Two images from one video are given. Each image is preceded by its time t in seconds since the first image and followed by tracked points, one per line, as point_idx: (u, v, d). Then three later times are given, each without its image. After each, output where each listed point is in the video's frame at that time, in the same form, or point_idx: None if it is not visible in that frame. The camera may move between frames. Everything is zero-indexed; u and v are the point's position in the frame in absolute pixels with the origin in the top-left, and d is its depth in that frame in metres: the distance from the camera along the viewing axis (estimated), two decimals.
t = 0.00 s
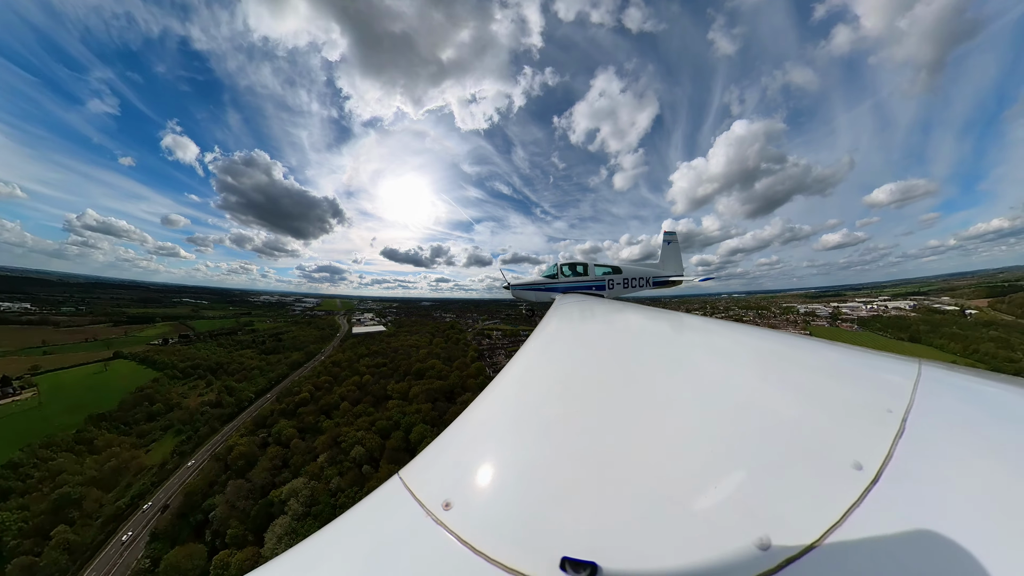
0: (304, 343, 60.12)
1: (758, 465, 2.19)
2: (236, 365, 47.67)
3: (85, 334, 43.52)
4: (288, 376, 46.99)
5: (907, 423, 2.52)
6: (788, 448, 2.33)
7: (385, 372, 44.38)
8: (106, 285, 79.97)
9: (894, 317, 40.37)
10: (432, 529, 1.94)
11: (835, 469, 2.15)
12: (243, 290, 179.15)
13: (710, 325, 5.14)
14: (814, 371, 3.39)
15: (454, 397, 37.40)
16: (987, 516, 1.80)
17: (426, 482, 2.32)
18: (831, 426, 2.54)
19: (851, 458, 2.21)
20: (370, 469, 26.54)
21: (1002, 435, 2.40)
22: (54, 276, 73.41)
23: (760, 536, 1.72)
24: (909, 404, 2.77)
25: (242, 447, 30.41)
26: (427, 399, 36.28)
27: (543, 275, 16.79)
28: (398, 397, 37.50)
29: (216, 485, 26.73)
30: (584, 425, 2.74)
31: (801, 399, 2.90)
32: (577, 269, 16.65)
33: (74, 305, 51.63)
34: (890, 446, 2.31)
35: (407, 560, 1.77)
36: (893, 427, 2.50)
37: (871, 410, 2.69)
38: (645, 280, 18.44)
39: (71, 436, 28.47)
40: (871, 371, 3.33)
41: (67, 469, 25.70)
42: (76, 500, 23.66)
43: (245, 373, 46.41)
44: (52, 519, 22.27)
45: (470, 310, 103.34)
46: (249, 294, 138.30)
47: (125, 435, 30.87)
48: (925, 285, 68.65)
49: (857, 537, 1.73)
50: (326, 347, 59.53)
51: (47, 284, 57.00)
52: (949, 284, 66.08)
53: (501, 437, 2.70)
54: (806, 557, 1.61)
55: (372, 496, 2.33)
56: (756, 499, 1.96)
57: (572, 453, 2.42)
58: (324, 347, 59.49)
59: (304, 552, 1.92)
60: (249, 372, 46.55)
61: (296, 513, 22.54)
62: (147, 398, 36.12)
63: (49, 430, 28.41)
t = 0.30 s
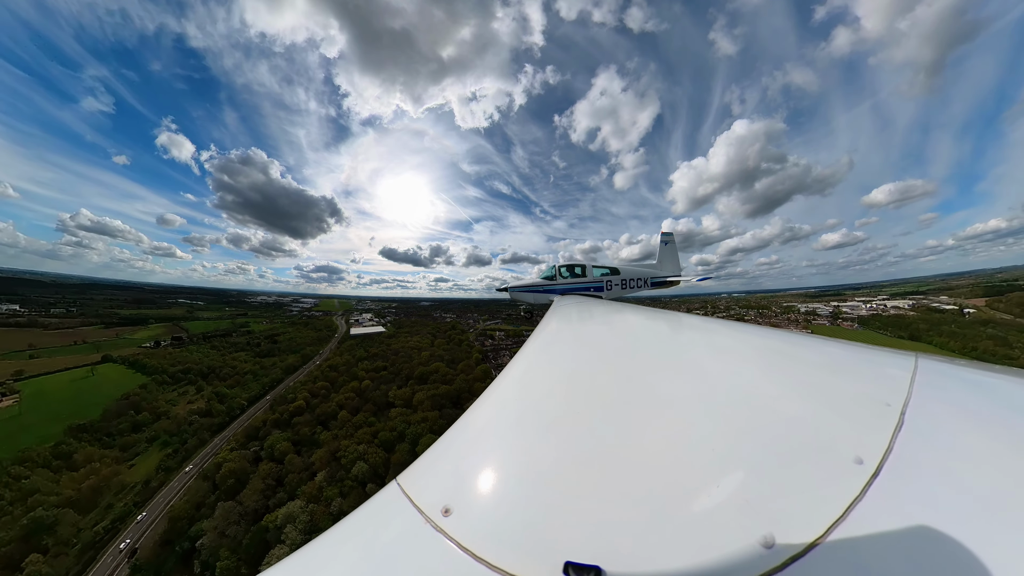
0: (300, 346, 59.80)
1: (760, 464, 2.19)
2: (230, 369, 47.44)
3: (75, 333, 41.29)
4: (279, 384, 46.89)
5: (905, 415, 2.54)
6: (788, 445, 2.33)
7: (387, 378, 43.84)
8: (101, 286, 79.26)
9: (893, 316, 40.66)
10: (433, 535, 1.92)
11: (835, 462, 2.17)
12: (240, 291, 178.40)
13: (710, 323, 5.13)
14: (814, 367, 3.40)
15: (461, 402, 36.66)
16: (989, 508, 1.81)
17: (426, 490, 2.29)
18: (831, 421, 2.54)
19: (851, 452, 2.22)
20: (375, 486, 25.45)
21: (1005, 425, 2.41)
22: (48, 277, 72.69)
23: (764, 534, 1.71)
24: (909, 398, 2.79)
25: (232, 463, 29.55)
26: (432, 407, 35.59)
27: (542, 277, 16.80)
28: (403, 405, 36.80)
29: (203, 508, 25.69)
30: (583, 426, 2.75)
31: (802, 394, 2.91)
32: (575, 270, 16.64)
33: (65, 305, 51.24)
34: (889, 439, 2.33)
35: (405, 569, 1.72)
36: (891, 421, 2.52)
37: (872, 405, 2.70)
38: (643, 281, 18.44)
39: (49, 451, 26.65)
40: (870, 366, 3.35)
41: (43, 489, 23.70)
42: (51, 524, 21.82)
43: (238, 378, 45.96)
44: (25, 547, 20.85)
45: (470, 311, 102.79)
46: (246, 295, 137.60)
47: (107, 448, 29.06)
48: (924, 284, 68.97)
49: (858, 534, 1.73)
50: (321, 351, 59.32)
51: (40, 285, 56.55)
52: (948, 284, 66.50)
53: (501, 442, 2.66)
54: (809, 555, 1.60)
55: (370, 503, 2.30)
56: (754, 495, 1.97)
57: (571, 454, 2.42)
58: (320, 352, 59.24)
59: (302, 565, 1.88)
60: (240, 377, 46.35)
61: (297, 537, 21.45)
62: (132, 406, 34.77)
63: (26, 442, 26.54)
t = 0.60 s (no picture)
0: (297, 349, 59.31)
1: (760, 465, 2.20)
2: (223, 373, 46.78)
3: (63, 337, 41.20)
4: (273, 392, 45.54)
5: (903, 411, 2.57)
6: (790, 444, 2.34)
7: (389, 383, 42.22)
8: (95, 287, 78.54)
9: (893, 314, 40.84)
10: (430, 544, 1.90)
11: (836, 460, 2.18)
12: (238, 291, 177.75)
13: (709, 325, 5.14)
14: (813, 366, 3.42)
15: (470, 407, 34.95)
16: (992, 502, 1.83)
17: (423, 497, 2.27)
18: (833, 420, 2.56)
19: (852, 449, 2.24)
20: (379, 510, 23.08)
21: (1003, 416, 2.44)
22: (41, 279, 71.92)
23: (768, 535, 1.72)
24: (908, 393, 2.81)
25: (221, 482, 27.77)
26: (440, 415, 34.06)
27: (540, 280, 16.77)
28: (406, 414, 35.28)
29: (190, 534, 23.76)
30: (583, 430, 2.73)
31: (800, 393, 2.93)
32: (573, 273, 16.63)
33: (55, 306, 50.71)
34: (891, 436, 2.35)
35: None
36: (892, 416, 2.54)
37: (872, 402, 2.72)
38: (640, 283, 18.45)
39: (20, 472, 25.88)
40: (869, 363, 3.37)
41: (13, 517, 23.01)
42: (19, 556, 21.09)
43: (230, 384, 45.05)
44: None
45: (469, 311, 102.17)
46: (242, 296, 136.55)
47: (86, 465, 27.62)
48: (922, 283, 69.29)
49: (862, 533, 1.74)
50: (317, 357, 58.70)
51: (32, 288, 56.10)
52: (946, 283, 66.91)
53: (499, 448, 2.66)
54: (813, 556, 1.60)
55: (366, 510, 2.29)
56: (754, 494, 1.99)
57: (571, 459, 2.41)
58: (316, 357, 58.59)
59: None
60: (230, 383, 45.28)
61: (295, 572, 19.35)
62: (117, 416, 33.74)
63: None
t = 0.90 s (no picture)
0: (293, 352, 58.74)
1: (757, 464, 2.21)
2: (215, 379, 45.71)
3: (52, 340, 41.18)
4: (264, 402, 43.29)
5: (898, 410, 2.59)
6: (787, 444, 2.36)
7: (391, 390, 41.14)
8: (87, 288, 77.68)
9: (890, 313, 41.18)
10: (427, 549, 1.89)
11: (833, 459, 2.20)
12: (234, 292, 176.96)
13: (706, 327, 5.16)
14: (809, 366, 3.45)
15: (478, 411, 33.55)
16: (987, 498, 1.84)
17: (420, 502, 2.25)
18: (831, 419, 2.56)
19: (849, 448, 2.26)
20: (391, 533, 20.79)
21: (998, 413, 2.46)
22: (33, 281, 71.16)
23: (769, 535, 1.72)
24: (901, 392, 2.85)
25: (210, 505, 25.67)
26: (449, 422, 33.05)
27: (537, 282, 16.75)
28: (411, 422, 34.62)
29: (177, 565, 21.98)
30: (580, 433, 2.73)
31: (796, 393, 2.96)
32: (570, 276, 16.63)
33: (45, 309, 49.85)
34: (886, 433, 2.37)
35: None
36: (887, 414, 2.58)
37: (867, 402, 2.75)
38: (638, 285, 18.49)
39: None
40: (864, 363, 3.40)
41: None
42: None
43: (222, 390, 43.26)
44: None
45: (469, 312, 101.67)
46: (239, 297, 135.37)
47: (65, 481, 26.54)
48: (920, 282, 69.67)
49: (860, 531, 1.74)
50: (313, 360, 57.56)
51: (24, 290, 55.63)
52: (943, 283, 67.51)
53: (496, 451, 2.65)
54: (813, 555, 1.60)
55: (363, 514, 2.28)
56: (753, 496, 1.99)
57: (569, 462, 2.40)
58: (313, 361, 57.55)
59: None
60: (222, 390, 43.31)
61: None
62: (100, 427, 32.58)
63: None
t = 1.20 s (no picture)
0: (289, 355, 58.35)
1: (756, 464, 2.21)
2: (209, 387, 44.13)
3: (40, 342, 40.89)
4: (254, 412, 42.86)
5: (895, 408, 2.61)
6: (785, 443, 2.36)
7: (390, 398, 40.65)
8: (81, 289, 76.70)
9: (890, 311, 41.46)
10: (425, 553, 1.87)
11: (832, 457, 2.21)
12: (232, 292, 176.48)
13: (704, 327, 5.17)
14: (807, 366, 3.46)
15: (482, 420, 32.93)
16: (986, 497, 1.84)
17: (417, 504, 2.25)
18: (829, 418, 2.57)
19: (847, 447, 2.26)
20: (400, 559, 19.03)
21: (998, 413, 2.46)
22: (27, 281, 70.38)
23: (768, 534, 1.71)
24: (899, 391, 2.86)
25: (198, 531, 24.32)
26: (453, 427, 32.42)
27: (536, 283, 16.74)
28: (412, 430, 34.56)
29: None
30: (578, 434, 2.73)
31: (795, 393, 2.96)
32: (569, 276, 16.62)
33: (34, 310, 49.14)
34: (884, 433, 2.38)
35: None
36: (883, 413, 2.60)
37: (864, 400, 2.77)
38: (637, 286, 18.51)
39: None
40: (862, 362, 3.41)
41: None
42: None
43: (212, 398, 42.54)
44: None
45: (468, 312, 101.31)
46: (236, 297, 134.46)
47: (41, 500, 25.17)
48: (918, 283, 70.06)
49: (859, 530, 1.74)
50: (307, 365, 57.23)
51: (16, 291, 55.08)
52: (941, 283, 67.91)
53: (494, 453, 2.65)
54: (814, 554, 1.59)
55: (360, 517, 2.27)
56: (753, 496, 1.98)
57: (566, 463, 2.40)
58: (308, 365, 57.23)
59: None
60: (214, 397, 42.78)
61: None
62: (82, 438, 30.14)
63: None
